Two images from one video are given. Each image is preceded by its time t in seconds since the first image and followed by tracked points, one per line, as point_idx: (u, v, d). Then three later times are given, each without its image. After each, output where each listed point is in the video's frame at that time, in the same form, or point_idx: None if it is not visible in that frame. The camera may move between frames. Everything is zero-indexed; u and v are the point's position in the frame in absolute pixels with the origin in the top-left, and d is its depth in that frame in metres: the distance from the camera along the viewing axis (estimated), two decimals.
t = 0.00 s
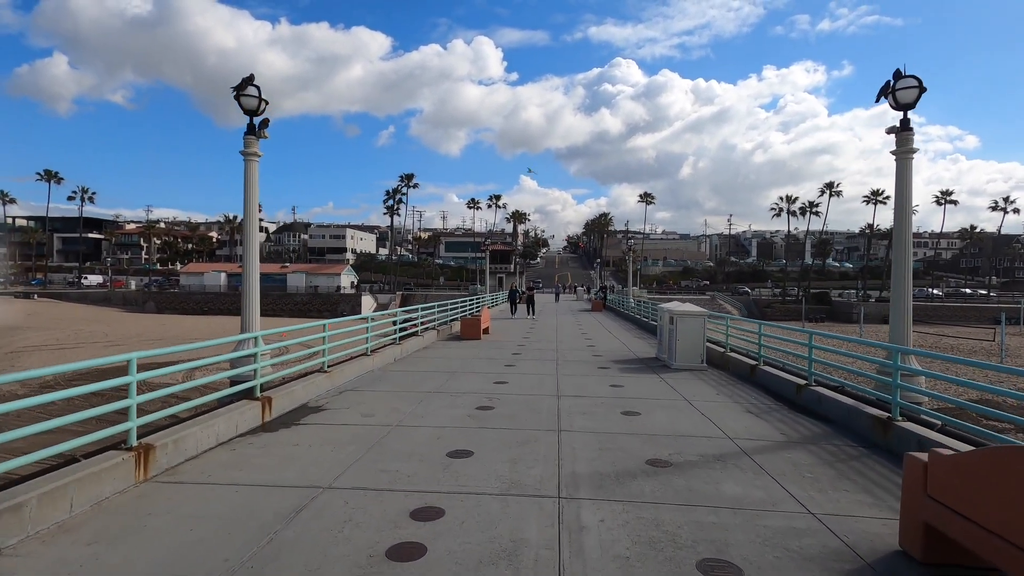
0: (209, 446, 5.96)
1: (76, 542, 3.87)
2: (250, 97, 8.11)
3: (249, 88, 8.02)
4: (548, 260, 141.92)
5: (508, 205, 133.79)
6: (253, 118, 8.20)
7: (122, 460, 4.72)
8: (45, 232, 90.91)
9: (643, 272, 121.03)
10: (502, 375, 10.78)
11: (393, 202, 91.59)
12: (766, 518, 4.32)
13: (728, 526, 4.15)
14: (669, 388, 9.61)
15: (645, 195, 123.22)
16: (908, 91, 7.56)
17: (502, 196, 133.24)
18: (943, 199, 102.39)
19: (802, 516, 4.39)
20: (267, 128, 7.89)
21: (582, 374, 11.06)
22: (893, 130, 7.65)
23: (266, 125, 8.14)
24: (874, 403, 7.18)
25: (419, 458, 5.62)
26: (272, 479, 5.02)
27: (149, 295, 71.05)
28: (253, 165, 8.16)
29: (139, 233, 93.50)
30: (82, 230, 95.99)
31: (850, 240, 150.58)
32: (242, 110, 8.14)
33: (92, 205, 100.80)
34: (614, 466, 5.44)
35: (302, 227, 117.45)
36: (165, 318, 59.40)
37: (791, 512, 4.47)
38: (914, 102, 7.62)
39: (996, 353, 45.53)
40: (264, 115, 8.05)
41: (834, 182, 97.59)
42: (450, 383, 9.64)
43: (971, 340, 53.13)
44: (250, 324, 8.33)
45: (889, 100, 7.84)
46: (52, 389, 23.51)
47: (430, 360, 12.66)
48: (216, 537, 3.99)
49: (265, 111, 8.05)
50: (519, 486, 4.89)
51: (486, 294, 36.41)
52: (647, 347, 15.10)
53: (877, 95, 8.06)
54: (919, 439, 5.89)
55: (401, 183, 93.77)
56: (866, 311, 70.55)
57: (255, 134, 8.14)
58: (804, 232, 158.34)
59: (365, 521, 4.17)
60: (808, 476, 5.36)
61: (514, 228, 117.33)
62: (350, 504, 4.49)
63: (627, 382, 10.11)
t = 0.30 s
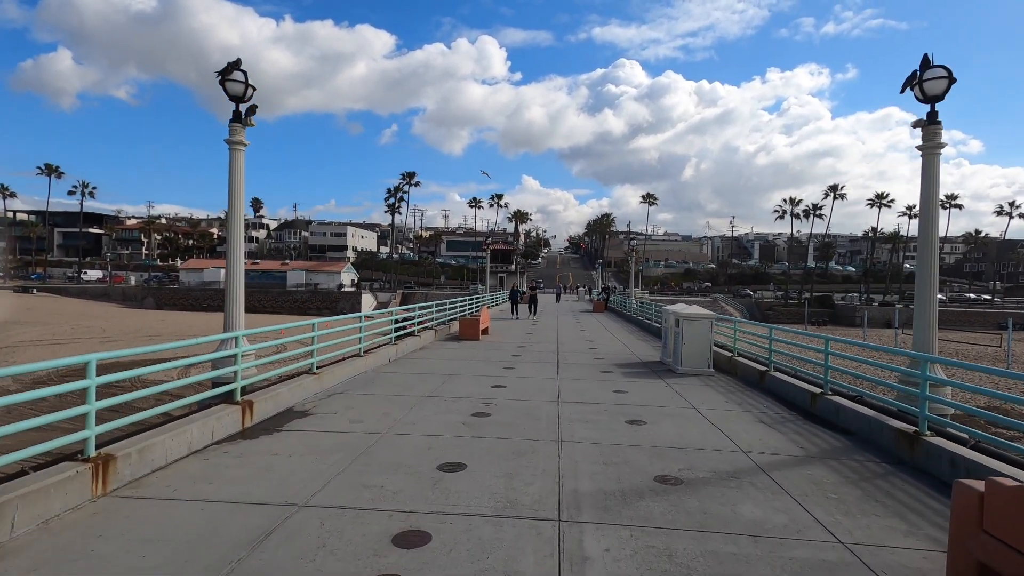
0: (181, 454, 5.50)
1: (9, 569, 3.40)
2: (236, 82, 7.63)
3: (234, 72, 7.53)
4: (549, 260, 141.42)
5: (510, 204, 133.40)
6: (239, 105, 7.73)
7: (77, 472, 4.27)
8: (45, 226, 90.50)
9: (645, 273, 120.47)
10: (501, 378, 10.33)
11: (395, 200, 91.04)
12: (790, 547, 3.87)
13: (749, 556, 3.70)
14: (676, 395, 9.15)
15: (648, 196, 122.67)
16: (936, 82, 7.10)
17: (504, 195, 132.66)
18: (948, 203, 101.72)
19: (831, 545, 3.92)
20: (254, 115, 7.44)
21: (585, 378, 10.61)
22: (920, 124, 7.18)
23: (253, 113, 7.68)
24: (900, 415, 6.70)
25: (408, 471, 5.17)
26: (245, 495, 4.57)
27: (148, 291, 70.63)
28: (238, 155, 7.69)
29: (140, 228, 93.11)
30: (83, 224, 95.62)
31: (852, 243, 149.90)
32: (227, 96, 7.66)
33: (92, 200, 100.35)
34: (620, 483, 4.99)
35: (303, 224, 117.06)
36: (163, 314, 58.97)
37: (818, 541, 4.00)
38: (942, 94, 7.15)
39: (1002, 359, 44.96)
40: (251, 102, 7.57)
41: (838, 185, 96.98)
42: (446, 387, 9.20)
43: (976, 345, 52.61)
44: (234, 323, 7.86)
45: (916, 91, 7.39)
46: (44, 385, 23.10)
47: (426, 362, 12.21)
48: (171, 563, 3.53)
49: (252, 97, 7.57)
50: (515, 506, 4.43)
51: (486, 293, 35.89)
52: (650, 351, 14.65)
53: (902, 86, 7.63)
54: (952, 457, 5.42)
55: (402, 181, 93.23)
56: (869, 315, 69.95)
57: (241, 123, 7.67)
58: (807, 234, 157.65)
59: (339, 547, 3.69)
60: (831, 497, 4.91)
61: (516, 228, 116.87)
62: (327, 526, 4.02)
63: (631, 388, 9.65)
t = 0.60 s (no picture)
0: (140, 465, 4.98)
1: None
2: (213, 62, 7.11)
3: (212, 52, 7.02)
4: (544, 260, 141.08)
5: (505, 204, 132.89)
6: (217, 88, 7.22)
7: (11, 490, 3.75)
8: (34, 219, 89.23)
9: (641, 274, 120.24)
10: (494, 382, 9.86)
11: (390, 198, 90.29)
12: None
13: None
14: (677, 402, 8.70)
15: (644, 198, 122.51)
16: (962, 74, 6.73)
17: (500, 195, 132.12)
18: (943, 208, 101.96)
19: None
20: (233, 99, 6.93)
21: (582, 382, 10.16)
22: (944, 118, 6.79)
23: (232, 96, 7.16)
24: (921, 429, 6.27)
25: (388, 488, 4.68)
26: (206, 514, 4.08)
27: (138, 285, 69.67)
28: (216, 142, 7.18)
29: (132, 222, 92.01)
30: (73, 217, 94.40)
31: (847, 247, 150.30)
32: (205, 78, 7.14)
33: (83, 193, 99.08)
34: (622, 504, 4.53)
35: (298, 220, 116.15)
36: (152, 309, 58.11)
37: None
38: (968, 87, 6.78)
39: (996, 365, 44.84)
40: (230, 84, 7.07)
41: (834, 189, 97.09)
42: (435, 391, 8.71)
43: (969, 351, 52.64)
44: (209, 321, 7.34)
45: (939, 85, 7.00)
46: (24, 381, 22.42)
47: (415, 363, 11.72)
48: None
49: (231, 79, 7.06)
50: (507, 532, 3.94)
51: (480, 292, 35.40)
52: (649, 354, 14.23)
53: (923, 79, 7.27)
54: (982, 477, 4.99)
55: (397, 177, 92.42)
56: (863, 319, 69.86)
57: (220, 106, 7.15)
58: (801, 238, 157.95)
59: None
60: (854, 523, 4.48)
61: (511, 227, 116.38)
62: (292, 556, 3.52)
63: (631, 394, 9.21)
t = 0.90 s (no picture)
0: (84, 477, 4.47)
1: None
2: (182, 41, 6.60)
3: (181, 29, 6.51)
4: (536, 259, 140.81)
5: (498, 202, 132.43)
6: (187, 68, 6.73)
7: None
8: (18, 210, 87.64)
9: (632, 274, 120.22)
10: (483, 385, 9.43)
11: (382, 194, 89.58)
12: None
13: None
14: (673, 408, 8.32)
15: (636, 198, 122.46)
16: (980, 66, 6.35)
17: (493, 193, 131.58)
18: (932, 212, 102.63)
19: None
20: (202, 81, 6.45)
21: (574, 386, 9.74)
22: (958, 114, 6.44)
23: (203, 78, 6.66)
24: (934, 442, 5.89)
25: (358, 507, 4.22)
26: (147, 540, 3.60)
27: (124, 279, 68.59)
28: (184, 127, 6.69)
29: (118, 215, 90.71)
30: (58, 209, 92.86)
31: (837, 250, 151.13)
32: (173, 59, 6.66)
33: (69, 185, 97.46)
34: (618, 527, 4.11)
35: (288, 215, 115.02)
36: (137, 304, 57.10)
37: None
38: (986, 80, 6.40)
39: (984, 370, 44.96)
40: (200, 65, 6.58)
41: (825, 192, 97.40)
42: (419, 394, 8.25)
43: (958, 355, 52.80)
44: (177, 318, 6.84)
45: (954, 77, 6.65)
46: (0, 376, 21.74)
47: (401, 364, 11.27)
48: None
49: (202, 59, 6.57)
50: (489, 563, 3.50)
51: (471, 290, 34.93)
52: (642, 356, 13.84)
53: (937, 71, 6.89)
54: (1004, 498, 4.63)
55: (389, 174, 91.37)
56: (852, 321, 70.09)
57: (189, 88, 6.65)
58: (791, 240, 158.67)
59: None
60: (874, 550, 4.07)
61: (504, 226, 115.91)
62: None
63: (624, 399, 8.81)
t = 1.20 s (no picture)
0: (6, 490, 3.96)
1: None
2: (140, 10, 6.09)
3: None
4: (526, 257, 140.50)
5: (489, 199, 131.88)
6: (146, 41, 6.23)
7: None
8: None
9: (622, 273, 120.17)
10: (466, 386, 8.97)
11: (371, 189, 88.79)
12: None
13: None
14: (665, 413, 7.91)
15: (627, 197, 122.42)
16: (997, 53, 5.98)
17: (484, 190, 131.00)
18: (920, 216, 103.33)
19: None
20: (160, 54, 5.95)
21: (560, 388, 9.32)
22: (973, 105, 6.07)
23: (163, 52, 6.16)
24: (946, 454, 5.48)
25: (316, 529, 3.74)
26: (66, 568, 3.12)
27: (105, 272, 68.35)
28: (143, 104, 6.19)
29: (101, 207, 89.34)
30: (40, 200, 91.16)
31: (825, 252, 152.07)
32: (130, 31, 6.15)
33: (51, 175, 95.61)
34: (607, 552, 3.67)
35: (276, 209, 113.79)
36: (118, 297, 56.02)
37: None
38: (1002, 69, 6.03)
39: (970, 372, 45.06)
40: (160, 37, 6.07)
41: (814, 194, 97.74)
42: (398, 396, 7.76)
43: (945, 357, 53.05)
44: (132, 312, 6.33)
45: (970, 65, 6.29)
46: None
47: (382, 363, 10.77)
48: None
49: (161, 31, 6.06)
50: None
51: (460, 287, 34.34)
52: (633, 357, 13.41)
53: (951, 59, 6.52)
54: None
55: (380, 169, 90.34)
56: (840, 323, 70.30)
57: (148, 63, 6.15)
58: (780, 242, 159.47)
59: None
60: None
61: (494, 223, 115.36)
62: None
63: (615, 402, 8.39)
